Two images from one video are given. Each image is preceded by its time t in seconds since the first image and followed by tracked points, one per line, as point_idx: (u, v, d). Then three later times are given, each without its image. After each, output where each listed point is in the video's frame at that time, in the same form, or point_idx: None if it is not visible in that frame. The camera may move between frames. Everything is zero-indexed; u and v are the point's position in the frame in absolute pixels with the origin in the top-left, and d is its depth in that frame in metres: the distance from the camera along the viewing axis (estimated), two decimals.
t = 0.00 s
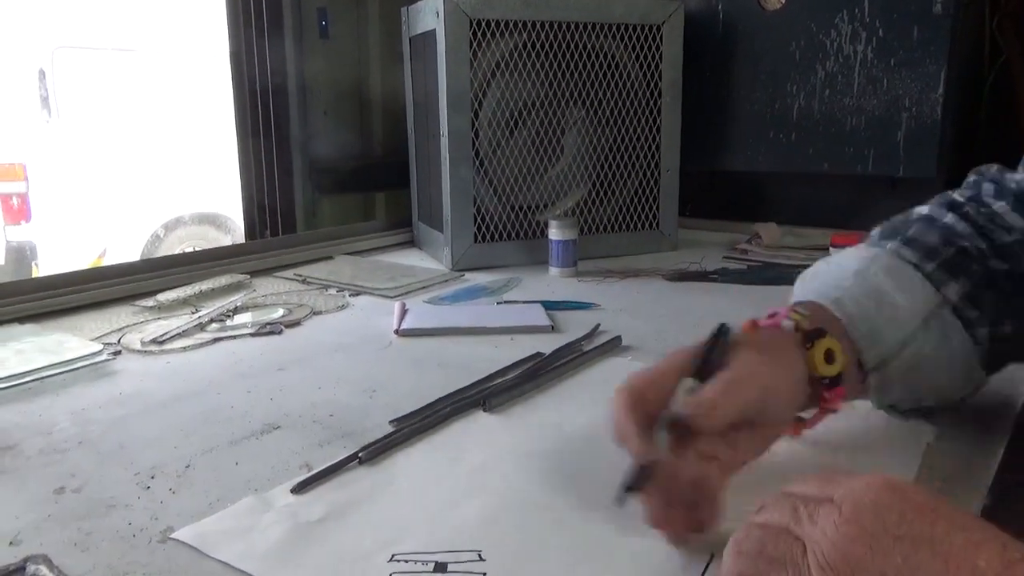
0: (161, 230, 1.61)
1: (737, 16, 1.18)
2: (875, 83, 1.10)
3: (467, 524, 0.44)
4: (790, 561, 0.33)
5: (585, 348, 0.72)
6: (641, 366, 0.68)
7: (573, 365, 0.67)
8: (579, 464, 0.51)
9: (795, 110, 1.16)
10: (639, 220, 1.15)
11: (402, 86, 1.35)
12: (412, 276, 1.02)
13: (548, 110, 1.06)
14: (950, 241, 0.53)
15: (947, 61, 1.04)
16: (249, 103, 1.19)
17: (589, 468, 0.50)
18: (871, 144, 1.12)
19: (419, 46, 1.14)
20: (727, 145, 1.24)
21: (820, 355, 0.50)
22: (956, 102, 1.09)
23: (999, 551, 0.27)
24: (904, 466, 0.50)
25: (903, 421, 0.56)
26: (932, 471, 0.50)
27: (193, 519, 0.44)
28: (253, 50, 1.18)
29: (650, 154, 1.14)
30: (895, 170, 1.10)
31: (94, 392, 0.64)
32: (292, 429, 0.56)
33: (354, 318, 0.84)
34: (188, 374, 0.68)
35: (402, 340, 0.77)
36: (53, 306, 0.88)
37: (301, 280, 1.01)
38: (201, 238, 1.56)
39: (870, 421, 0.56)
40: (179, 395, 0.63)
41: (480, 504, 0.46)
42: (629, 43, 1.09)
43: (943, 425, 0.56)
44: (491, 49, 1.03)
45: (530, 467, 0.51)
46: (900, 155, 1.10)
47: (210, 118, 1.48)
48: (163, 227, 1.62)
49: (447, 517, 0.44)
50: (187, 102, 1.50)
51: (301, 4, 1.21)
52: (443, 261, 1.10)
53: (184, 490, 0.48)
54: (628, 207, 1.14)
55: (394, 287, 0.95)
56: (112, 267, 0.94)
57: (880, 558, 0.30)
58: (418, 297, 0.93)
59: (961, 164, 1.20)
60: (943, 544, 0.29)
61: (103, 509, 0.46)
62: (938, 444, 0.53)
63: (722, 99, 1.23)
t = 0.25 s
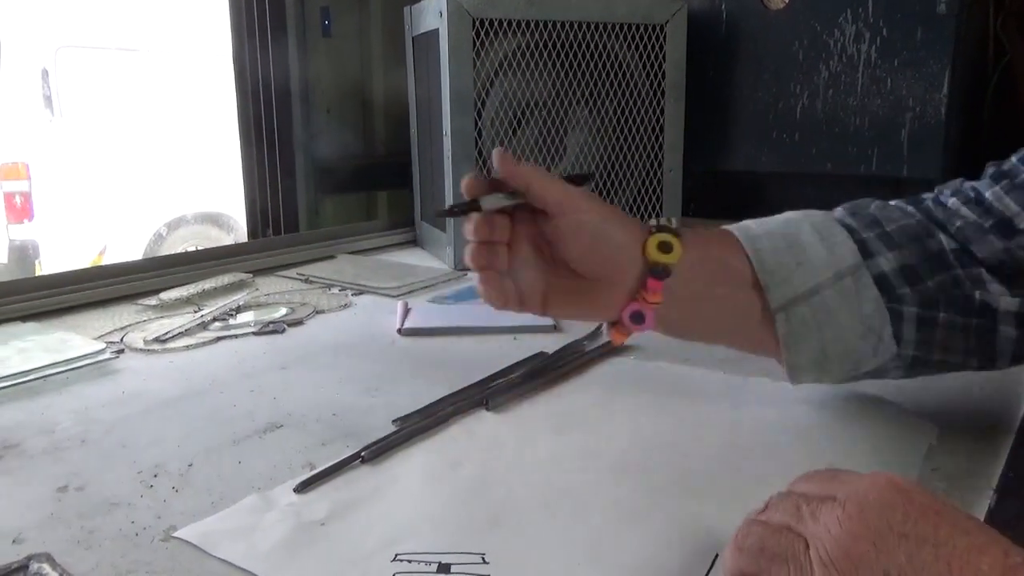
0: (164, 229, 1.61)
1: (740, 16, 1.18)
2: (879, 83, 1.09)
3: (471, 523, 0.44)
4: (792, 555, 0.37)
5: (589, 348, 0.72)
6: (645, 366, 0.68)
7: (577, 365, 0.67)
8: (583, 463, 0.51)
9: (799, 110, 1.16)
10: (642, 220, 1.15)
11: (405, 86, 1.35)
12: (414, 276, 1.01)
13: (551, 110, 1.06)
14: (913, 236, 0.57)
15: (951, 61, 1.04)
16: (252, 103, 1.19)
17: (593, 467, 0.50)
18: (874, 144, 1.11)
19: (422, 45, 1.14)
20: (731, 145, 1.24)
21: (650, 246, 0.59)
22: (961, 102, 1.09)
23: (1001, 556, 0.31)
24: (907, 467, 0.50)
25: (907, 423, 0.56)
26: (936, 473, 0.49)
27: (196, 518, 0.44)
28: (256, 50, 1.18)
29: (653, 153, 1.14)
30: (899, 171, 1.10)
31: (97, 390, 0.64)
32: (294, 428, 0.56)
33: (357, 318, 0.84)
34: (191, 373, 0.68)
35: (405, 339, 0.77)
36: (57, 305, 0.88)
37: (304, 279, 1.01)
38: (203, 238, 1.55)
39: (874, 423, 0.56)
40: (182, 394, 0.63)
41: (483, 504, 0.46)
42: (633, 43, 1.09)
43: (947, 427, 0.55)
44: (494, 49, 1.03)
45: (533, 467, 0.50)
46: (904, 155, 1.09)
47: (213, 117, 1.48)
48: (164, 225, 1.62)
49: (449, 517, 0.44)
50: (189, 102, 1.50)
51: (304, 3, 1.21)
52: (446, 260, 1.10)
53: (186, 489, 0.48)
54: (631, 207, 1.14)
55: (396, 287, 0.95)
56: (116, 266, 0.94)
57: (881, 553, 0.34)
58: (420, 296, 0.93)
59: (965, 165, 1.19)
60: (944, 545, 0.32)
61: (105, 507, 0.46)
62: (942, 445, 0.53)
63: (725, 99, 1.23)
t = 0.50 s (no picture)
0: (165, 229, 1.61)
1: (742, 16, 1.18)
2: (881, 83, 1.09)
3: (473, 524, 0.44)
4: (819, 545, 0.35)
5: (590, 348, 0.72)
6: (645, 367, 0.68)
7: (577, 366, 0.67)
8: (585, 463, 0.51)
9: (801, 110, 1.16)
10: (644, 220, 1.15)
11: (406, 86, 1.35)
12: (415, 276, 1.01)
13: (553, 110, 1.06)
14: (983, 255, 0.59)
15: (954, 61, 1.04)
16: (253, 102, 1.19)
17: (594, 468, 0.50)
18: (877, 145, 1.11)
19: (423, 46, 1.14)
20: (732, 145, 1.24)
21: (786, 303, 0.56)
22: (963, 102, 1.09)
23: None
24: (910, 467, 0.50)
25: (908, 423, 0.56)
26: (939, 473, 0.49)
27: (198, 518, 0.44)
28: (258, 50, 1.18)
29: (655, 153, 1.14)
30: (901, 171, 1.10)
31: (99, 390, 0.64)
32: (296, 428, 0.56)
33: (358, 317, 0.84)
34: (193, 373, 0.68)
35: (407, 339, 0.77)
36: (58, 304, 0.88)
37: (305, 279, 1.01)
38: (204, 238, 1.56)
39: (875, 423, 0.56)
40: (183, 394, 0.63)
41: (485, 503, 0.46)
42: (634, 43, 1.09)
43: (949, 427, 0.55)
44: (496, 49, 1.03)
45: (535, 467, 0.50)
46: (906, 155, 1.09)
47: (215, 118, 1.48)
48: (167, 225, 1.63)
49: (452, 516, 0.44)
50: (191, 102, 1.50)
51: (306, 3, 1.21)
52: (447, 260, 1.10)
53: (189, 488, 0.48)
54: (633, 207, 1.14)
55: (398, 286, 0.95)
56: (117, 266, 0.94)
57: (913, 557, 0.32)
58: (422, 296, 0.93)
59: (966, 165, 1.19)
60: (980, 556, 0.30)
61: (108, 507, 0.46)
62: (944, 446, 0.53)
63: (727, 99, 1.23)
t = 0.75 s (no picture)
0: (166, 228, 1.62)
1: (744, 14, 1.18)
2: (883, 81, 1.09)
3: (474, 519, 0.44)
4: (804, 543, 0.35)
5: (591, 346, 0.72)
6: (647, 364, 0.68)
7: (578, 364, 0.67)
8: (587, 460, 0.51)
9: (802, 108, 1.16)
10: (645, 218, 1.15)
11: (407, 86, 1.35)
12: (417, 274, 1.02)
13: (554, 109, 1.06)
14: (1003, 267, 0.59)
15: (955, 60, 1.04)
16: (255, 101, 1.19)
17: (596, 465, 0.50)
18: (878, 143, 1.11)
19: (425, 45, 1.14)
20: (734, 144, 1.24)
21: (779, 284, 0.61)
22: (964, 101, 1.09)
23: (1016, 563, 0.30)
24: (910, 463, 0.50)
25: (911, 420, 0.56)
26: (940, 469, 0.49)
27: (200, 514, 0.44)
28: (260, 50, 1.18)
29: (656, 152, 1.14)
30: (902, 169, 1.10)
31: (101, 387, 0.64)
32: (297, 425, 0.57)
33: (360, 315, 0.84)
34: (195, 370, 0.68)
35: (408, 337, 0.77)
36: (60, 302, 0.88)
37: (306, 277, 1.01)
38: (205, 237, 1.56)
39: (875, 420, 0.56)
40: (185, 391, 0.63)
41: (487, 500, 0.46)
42: (635, 41, 1.09)
43: (951, 424, 0.55)
44: (498, 48, 1.03)
45: (536, 464, 0.50)
46: (907, 154, 1.09)
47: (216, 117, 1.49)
48: (169, 223, 1.61)
49: (454, 512, 0.44)
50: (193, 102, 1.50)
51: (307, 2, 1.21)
52: (448, 258, 1.10)
53: (191, 484, 0.48)
54: (634, 205, 1.14)
55: (399, 285, 0.95)
56: (119, 264, 0.94)
57: (896, 552, 0.32)
58: (423, 294, 0.93)
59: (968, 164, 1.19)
60: (960, 548, 0.31)
61: (110, 502, 0.46)
62: (946, 443, 0.53)
63: (728, 98, 1.23)
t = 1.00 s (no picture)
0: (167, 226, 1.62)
1: (743, 12, 1.18)
2: (883, 79, 1.09)
3: (473, 514, 0.44)
4: (798, 533, 0.35)
5: (591, 342, 0.72)
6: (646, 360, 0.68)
7: (578, 360, 0.67)
8: (586, 455, 0.51)
9: (802, 106, 1.16)
10: (645, 215, 1.15)
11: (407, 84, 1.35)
12: (416, 271, 1.02)
13: (554, 106, 1.06)
14: None
15: (955, 57, 1.04)
16: (255, 100, 1.20)
17: (595, 460, 0.50)
18: (878, 140, 1.11)
19: (425, 43, 1.14)
20: (733, 142, 1.24)
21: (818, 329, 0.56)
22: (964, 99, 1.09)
23: (1007, 547, 0.30)
24: (908, 458, 0.50)
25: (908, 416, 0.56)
26: (937, 463, 0.49)
27: (201, 508, 0.44)
28: (260, 48, 1.18)
29: (656, 149, 1.14)
30: (901, 167, 1.10)
31: (101, 384, 0.64)
32: (297, 420, 0.57)
33: (359, 312, 0.85)
34: (195, 366, 0.68)
35: (408, 334, 0.77)
36: (60, 299, 0.88)
37: (306, 274, 1.01)
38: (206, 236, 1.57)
39: (874, 417, 0.56)
40: (185, 387, 0.63)
41: (486, 494, 0.46)
42: (635, 38, 1.09)
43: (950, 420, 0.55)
44: (498, 45, 1.03)
45: (535, 459, 0.51)
46: (907, 151, 1.09)
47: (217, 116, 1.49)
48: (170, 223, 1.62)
49: (453, 507, 0.45)
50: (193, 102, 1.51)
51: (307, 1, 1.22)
52: (448, 256, 1.10)
53: (192, 478, 0.48)
54: (634, 203, 1.14)
55: (398, 282, 0.96)
56: (119, 261, 0.94)
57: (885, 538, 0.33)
58: (423, 291, 0.93)
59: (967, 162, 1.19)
60: (948, 533, 0.32)
61: (111, 497, 0.46)
62: (944, 439, 0.53)
63: (728, 95, 1.23)
